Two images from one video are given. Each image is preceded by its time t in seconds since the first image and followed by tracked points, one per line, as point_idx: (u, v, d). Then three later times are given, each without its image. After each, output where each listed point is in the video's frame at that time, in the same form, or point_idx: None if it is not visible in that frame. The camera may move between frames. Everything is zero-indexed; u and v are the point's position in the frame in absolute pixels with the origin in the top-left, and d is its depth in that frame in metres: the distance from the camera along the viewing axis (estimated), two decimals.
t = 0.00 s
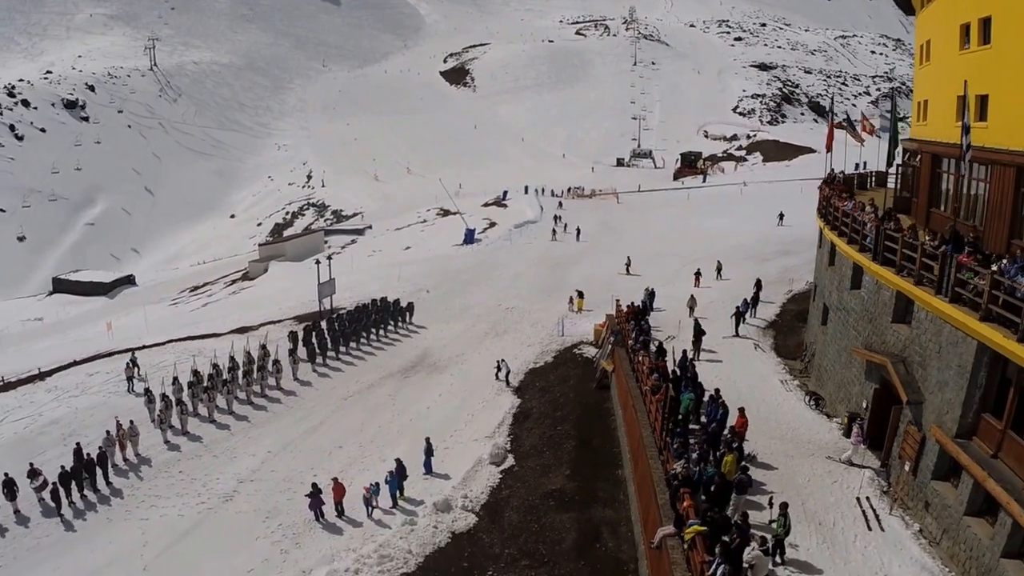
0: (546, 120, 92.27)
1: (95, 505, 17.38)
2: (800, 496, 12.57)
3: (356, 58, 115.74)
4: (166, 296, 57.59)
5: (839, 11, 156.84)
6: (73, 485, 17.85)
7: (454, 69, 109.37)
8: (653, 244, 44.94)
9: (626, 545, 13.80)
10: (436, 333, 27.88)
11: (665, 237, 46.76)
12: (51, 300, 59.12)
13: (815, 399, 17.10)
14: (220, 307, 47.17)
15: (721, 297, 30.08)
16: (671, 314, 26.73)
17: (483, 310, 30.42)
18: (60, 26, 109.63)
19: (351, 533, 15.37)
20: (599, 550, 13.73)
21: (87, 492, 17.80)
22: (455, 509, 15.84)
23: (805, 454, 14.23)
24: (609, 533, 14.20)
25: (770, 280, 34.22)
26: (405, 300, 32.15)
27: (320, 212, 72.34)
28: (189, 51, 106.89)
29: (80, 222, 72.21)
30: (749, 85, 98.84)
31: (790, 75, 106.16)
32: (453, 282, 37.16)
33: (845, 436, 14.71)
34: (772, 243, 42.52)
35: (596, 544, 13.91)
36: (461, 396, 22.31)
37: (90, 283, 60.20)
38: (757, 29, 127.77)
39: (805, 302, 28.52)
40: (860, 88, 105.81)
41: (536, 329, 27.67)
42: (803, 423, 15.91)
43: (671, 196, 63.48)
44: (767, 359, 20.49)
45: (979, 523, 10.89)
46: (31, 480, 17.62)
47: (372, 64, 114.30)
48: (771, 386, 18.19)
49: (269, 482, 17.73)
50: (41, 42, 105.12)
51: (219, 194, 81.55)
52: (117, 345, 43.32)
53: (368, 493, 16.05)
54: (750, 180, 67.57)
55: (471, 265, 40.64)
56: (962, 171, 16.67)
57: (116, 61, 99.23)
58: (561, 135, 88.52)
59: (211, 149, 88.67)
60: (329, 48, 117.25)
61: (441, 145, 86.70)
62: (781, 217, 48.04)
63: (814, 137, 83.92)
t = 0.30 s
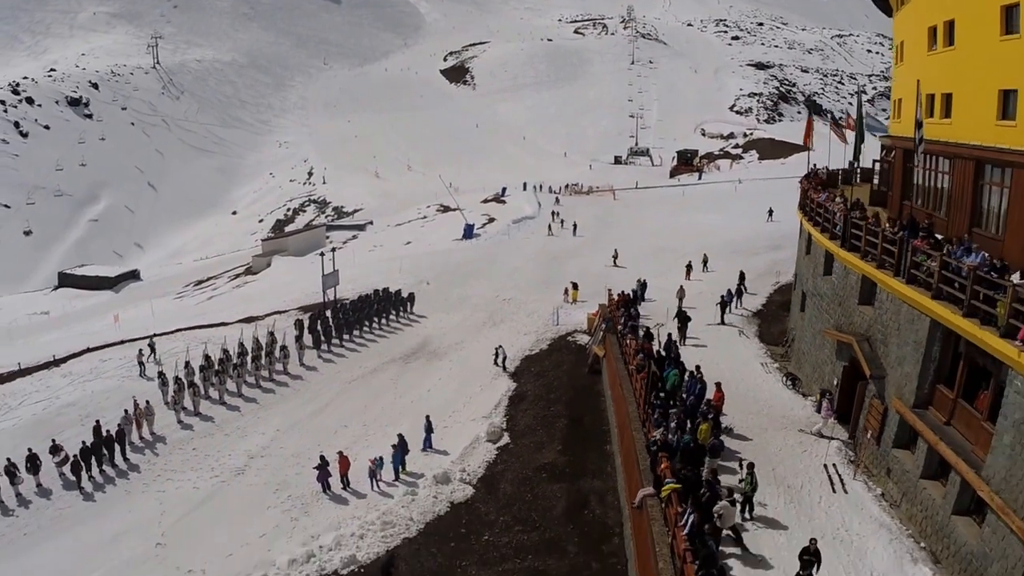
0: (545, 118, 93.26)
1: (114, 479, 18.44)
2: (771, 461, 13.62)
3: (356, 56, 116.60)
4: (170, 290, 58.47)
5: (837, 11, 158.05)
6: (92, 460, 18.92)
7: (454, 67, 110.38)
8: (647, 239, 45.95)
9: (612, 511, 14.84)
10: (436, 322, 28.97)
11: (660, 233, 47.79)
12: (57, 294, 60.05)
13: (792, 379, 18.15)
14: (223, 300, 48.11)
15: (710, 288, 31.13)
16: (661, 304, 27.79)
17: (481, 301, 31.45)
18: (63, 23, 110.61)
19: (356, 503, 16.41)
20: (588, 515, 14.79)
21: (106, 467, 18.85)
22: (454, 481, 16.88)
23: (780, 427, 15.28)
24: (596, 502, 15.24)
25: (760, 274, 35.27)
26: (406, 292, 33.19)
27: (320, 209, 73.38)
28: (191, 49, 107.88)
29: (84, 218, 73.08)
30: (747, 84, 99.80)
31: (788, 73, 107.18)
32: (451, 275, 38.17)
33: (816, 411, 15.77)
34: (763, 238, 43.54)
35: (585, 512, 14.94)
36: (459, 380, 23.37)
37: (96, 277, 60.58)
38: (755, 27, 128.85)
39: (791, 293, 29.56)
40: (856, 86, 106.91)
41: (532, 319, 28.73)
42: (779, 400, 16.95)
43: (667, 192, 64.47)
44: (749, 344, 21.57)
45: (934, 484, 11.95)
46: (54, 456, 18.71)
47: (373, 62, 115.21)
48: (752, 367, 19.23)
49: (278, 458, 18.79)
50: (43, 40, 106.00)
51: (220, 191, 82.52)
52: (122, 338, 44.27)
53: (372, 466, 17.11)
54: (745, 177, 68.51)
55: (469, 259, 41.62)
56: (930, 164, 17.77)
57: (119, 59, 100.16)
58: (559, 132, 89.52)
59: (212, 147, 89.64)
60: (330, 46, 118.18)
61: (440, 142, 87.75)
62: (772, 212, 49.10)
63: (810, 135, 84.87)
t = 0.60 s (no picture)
0: (544, 117, 94.00)
1: (131, 457, 19.45)
2: (747, 434, 14.54)
3: (358, 55, 117.32)
4: (173, 285, 59.28)
5: (837, 10, 159.00)
6: (110, 440, 19.93)
7: (455, 65, 111.29)
8: (644, 235, 46.82)
9: (601, 483, 15.82)
10: (435, 313, 29.98)
11: (656, 229, 48.70)
12: (62, 289, 60.96)
13: (773, 362, 19.07)
14: (227, 295, 48.98)
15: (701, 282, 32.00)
16: (652, 296, 28.75)
17: (479, 294, 32.39)
18: (66, 22, 111.64)
19: (360, 478, 17.40)
20: (578, 487, 15.78)
21: (123, 446, 19.88)
22: (453, 457, 17.85)
23: (760, 403, 16.21)
24: (586, 475, 16.23)
25: (751, 270, 36.23)
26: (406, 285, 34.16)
27: (321, 206, 74.36)
28: (192, 47, 108.86)
29: (86, 214, 73.96)
30: (747, 83, 100.59)
31: (787, 72, 108.03)
32: (449, 270, 39.11)
33: (793, 391, 16.69)
34: (757, 235, 44.43)
35: (576, 484, 15.92)
36: (457, 367, 24.39)
37: (100, 273, 61.33)
38: (755, 26, 129.70)
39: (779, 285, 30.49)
40: (855, 85, 107.79)
41: (529, 310, 29.68)
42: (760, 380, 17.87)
43: (665, 190, 65.31)
44: (735, 332, 22.57)
45: (897, 453, 12.79)
46: (74, 435, 19.77)
47: (374, 60, 116.01)
48: (737, 351, 20.16)
49: (286, 437, 19.81)
50: (45, 38, 106.91)
51: (221, 188, 83.41)
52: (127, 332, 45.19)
53: (376, 444, 18.13)
54: (743, 175, 69.26)
55: (468, 255, 42.57)
56: (905, 159, 18.70)
57: (121, 57, 101.13)
58: (559, 130, 90.31)
59: (213, 144, 90.59)
60: (331, 45, 118.99)
61: (441, 141, 88.57)
62: (764, 210, 50.02)
63: (809, 133, 85.58)
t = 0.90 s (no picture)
0: (545, 116, 94.77)
1: (145, 438, 20.42)
2: (729, 413, 15.39)
3: (358, 54, 117.83)
4: (177, 281, 60.16)
5: (840, 9, 159.58)
6: (125, 422, 20.90)
7: (456, 64, 112.11)
8: (642, 232, 47.70)
9: (592, 460, 16.75)
10: (435, 306, 30.93)
11: (653, 226, 49.49)
12: (66, 285, 61.83)
13: (758, 348, 19.86)
14: (231, 290, 49.92)
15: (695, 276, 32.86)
16: (646, 289, 29.65)
17: (478, 288, 33.35)
18: (66, 20, 112.48)
19: (365, 456, 18.38)
20: (570, 464, 16.71)
21: (137, 428, 20.85)
22: (453, 437, 18.82)
23: (742, 386, 17.03)
24: (578, 452, 17.16)
25: (745, 266, 37.11)
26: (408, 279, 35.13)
27: (322, 205, 75.26)
28: (193, 46, 109.73)
29: (88, 212, 74.85)
30: (748, 82, 101.35)
31: (788, 71, 108.77)
32: (449, 266, 40.02)
33: (775, 374, 17.47)
34: (754, 232, 45.26)
35: (568, 461, 16.83)
36: (456, 356, 25.31)
37: (103, 270, 61.71)
38: (757, 25, 130.48)
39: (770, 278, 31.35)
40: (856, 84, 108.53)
41: (527, 303, 30.62)
42: (744, 365, 18.68)
43: (664, 188, 66.12)
44: (724, 321, 23.46)
45: (868, 428, 13.54)
46: (91, 418, 20.74)
47: (376, 59, 116.76)
48: (723, 339, 20.99)
49: (293, 420, 20.78)
50: (45, 36, 107.68)
51: (222, 186, 84.28)
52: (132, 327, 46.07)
53: (381, 424, 19.10)
54: (742, 173, 70.01)
55: (469, 250, 43.49)
56: (885, 155, 19.39)
57: (121, 56, 102.03)
58: (559, 129, 91.08)
59: (214, 143, 91.53)
60: (328, 45, 119.13)
61: (441, 140, 89.37)
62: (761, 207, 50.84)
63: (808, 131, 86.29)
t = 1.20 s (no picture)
0: (546, 115, 95.57)
1: (159, 422, 21.32)
2: (714, 393, 16.25)
3: (361, 53, 118.92)
4: (182, 277, 61.00)
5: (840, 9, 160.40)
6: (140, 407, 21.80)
7: (457, 64, 113.03)
8: (640, 228, 48.56)
9: (585, 438, 17.65)
10: (437, 298, 31.83)
11: (652, 223, 50.31)
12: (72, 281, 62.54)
13: (745, 335, 20.70)
14: (236, 285, 50.82)
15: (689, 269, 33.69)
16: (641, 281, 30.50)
17: (479, 281, 34.26)
18: (71, 21, 113.51)
19: (370, 436, 19.32)
20: (565, 442, 17.61)
21: (151, 412, 21.74)
22: (453, 419, 19.75)
23: (729, 369, 17.86)
24: (572, 432, 18.06)
25: (739, 261, 37.95)
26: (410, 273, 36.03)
27: (325, 203, 76.17)
28: (196, 46, 110.72)
29: (93, 210, 75.72)
30: (747, 81, 102.14)
31: (788, 70, 109.57)
32: (450, 261, 40.90)
33: (761, 358, 18.29)
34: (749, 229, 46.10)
35: (563, 438, 17.76)
36: (457, 345, 26.21)
37: (109, 266, 62.23)
38: (756, 24, 131.35)
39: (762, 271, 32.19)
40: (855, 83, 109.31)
41: (526, 295, 31.51)
42: (731, 350, 19.49)
43: (663, 186, 66.91)
44: (714, 311, 24.34)
45: (842, 403, 14.34)
46: (107, 403, 21.62)
47: (378, 59, 117.64)
48: (712, 327, 21.82)
49: (301, 405, 21.72)
50: (50, 36, 108.64)
51: (226, 185, 85.14)
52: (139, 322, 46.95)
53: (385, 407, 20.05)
54: (740, 170, 70.79)
55: (469, 246, 44.38)
56: (865, 150, 19.92)
57: (125, 56, 103.03)
58: (560, 129, 91.90)
59: (218, 142, 92.45)
60: (333, 44, 120.39)
61: (443, 140, 90.22)
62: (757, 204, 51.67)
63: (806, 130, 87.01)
